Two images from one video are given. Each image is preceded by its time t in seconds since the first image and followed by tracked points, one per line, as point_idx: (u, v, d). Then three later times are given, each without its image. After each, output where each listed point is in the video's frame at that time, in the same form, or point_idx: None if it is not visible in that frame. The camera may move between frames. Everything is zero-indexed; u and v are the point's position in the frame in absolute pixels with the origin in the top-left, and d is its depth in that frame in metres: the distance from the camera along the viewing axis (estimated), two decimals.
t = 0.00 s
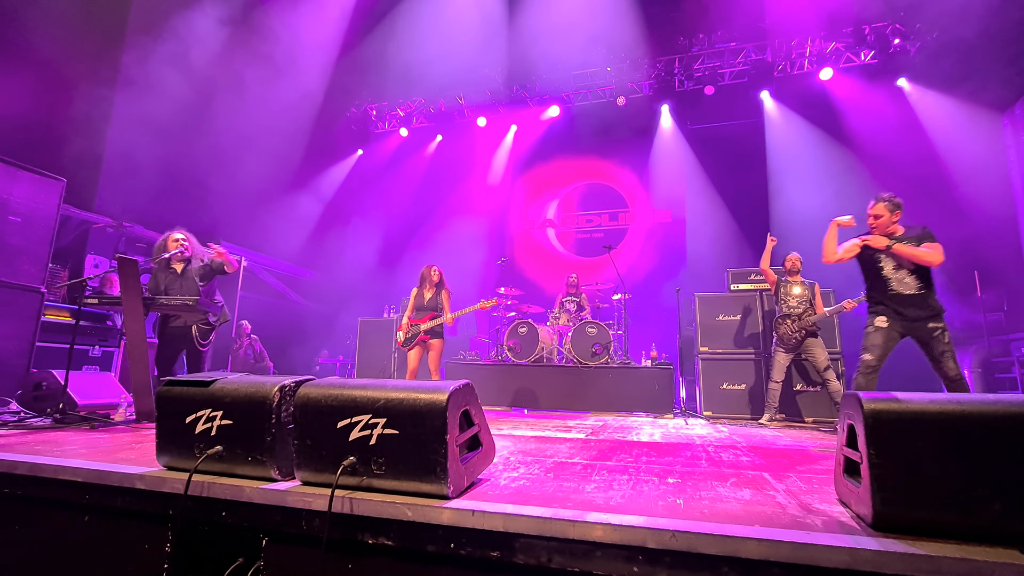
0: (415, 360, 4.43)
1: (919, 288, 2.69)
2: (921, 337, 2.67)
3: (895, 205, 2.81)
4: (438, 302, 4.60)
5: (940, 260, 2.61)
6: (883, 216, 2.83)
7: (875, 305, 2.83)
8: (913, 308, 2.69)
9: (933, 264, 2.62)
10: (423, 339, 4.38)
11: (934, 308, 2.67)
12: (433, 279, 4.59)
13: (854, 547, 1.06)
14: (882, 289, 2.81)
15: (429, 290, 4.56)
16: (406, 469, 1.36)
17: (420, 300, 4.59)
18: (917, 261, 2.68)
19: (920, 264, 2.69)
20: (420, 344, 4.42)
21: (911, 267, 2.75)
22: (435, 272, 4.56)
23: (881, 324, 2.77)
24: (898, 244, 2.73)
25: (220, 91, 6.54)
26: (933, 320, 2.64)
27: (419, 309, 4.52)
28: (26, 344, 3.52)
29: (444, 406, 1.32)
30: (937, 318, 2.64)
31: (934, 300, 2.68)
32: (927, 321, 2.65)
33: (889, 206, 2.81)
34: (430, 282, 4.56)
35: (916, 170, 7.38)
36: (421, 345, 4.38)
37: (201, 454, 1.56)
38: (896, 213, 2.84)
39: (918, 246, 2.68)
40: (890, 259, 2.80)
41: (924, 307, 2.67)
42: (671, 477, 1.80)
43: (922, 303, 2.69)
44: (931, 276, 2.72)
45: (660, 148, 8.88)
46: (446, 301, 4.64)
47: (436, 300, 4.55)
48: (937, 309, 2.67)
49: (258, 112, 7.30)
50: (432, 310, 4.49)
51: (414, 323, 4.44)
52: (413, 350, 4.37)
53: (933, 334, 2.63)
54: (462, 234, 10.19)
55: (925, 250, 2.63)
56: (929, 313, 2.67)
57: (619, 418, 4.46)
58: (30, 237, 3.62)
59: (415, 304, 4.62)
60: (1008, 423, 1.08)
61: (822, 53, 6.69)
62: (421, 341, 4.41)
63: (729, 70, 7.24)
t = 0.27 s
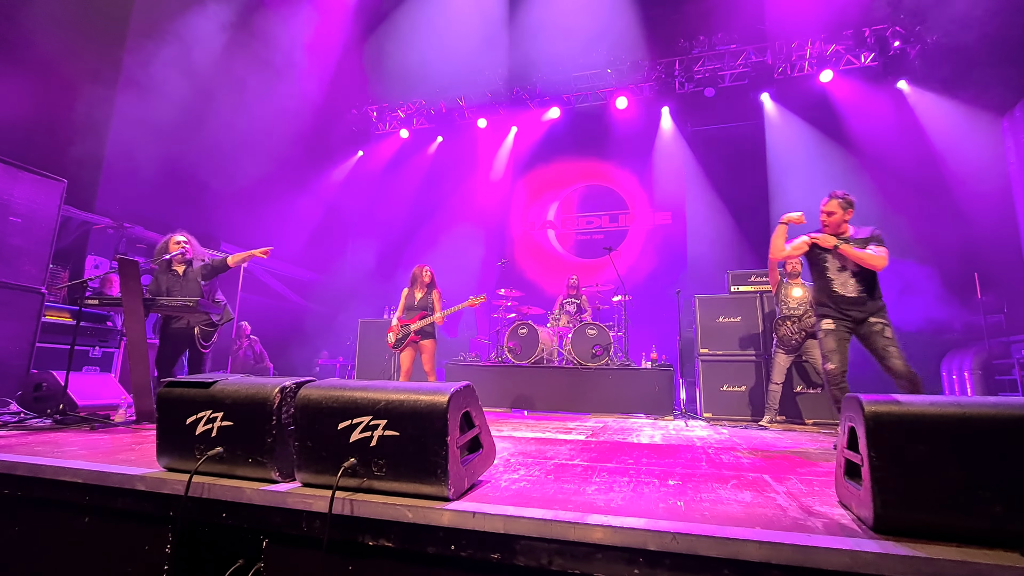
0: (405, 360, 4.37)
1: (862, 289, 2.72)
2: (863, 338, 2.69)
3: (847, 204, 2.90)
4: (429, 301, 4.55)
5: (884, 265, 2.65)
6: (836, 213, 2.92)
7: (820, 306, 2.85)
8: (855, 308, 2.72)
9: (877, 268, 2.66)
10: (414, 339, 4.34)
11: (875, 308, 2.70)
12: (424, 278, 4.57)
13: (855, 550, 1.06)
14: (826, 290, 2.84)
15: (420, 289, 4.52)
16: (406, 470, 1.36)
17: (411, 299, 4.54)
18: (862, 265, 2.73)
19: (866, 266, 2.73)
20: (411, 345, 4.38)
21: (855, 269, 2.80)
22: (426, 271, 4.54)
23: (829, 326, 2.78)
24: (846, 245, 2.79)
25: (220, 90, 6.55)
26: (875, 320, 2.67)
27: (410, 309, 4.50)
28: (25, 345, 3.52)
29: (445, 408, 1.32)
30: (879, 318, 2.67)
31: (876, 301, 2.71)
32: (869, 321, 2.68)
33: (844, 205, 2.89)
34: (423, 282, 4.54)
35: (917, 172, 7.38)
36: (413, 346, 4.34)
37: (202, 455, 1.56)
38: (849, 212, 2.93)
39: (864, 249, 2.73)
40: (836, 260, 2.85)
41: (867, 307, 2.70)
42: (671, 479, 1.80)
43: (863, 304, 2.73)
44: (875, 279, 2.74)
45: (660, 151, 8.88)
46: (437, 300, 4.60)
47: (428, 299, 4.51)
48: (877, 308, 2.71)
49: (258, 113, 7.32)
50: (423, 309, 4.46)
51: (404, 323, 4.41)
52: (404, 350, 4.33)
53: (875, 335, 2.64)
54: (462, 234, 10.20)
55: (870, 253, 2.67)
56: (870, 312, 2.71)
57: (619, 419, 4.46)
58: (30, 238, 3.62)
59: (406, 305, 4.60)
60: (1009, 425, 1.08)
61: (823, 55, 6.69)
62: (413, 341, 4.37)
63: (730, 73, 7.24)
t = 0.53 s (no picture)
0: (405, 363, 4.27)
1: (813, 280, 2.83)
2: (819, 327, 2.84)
3: (803, 195, 2.90)
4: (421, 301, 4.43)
5: (839, 252, 2.61)
6: (792, 204, 2.92)
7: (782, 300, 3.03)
8: (807, 299, 2.87)
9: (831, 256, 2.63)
10: (407, 340, 4.22)
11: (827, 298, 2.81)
12: (415, 278, 4.45)
13: (858, 552, 1.06)
14: (787, 283, 2.98)
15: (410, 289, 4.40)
16: (408, 472, 1.36)
17: (403, 300, 4.43)
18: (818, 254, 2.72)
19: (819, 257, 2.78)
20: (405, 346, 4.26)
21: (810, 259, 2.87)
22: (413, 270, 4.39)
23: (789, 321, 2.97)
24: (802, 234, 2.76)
25: (221, 90, 6.56)
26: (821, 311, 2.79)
27: (402, 310, 4.39)
28: (27, 346, 3.53)
29: (447, 409, 1.33)
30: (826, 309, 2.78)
31: (827, 291, 2.82)
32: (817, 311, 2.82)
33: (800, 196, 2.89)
34: (411, 282, 4.42)
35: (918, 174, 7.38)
36: (405, 347, 4.22)
37: (204, 455, 1.56)
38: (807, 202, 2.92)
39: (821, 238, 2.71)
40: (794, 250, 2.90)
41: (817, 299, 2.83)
42: (673, 481, 1.80)
43: (817, 294, 2.85)
44: (830, 270, 2.82)
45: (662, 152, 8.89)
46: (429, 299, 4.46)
47: (418, 299, 4.38)
48: (831, 298, 2.81)
49: (258, 113, 7.33)
50: (414, 310, 4.33)
51: (396, 324, 4.30)
52: (398, 352, 4.24)
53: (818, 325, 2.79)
54: (463, 235, 10.23)
55: (824, 242, 2.64)
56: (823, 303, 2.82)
57: (620, 421, 4.46)
58: (32, 238, 3.63)
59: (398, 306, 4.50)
60: (1012, 427, 1.07)
61: (824, 56, 6.69)
62: (406, 342, 4.25)
63: (731, 74, 7.25)
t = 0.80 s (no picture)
0: (405, 363, 4.22)
1: (761, 290, 2.70)
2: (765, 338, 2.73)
3: (758, 201, 2.76)
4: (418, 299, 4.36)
5: (788, 265, 2.53)
6: (746, 211, 2.79)
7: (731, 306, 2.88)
8: (756, 309, 2.73)
9: (779, 269, 2.55)
10: (406, 340, 4.13)
11: (774, 308, 2.68)
12: (409, 277, 4.35)
13: (860, 553, 1.06)
14: (736, 290, 2.83)
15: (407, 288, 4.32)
16: (410, 472, 1.36)
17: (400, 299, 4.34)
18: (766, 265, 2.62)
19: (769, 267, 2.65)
20: (404, 345, 4.19)
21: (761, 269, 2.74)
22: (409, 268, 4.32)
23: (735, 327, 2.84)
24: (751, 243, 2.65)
25: (222, 89, 6.57)
26: (766, 320, 2.66)
27: (399, 309, 4.29)
28: (29, 345, 3.53)
29: (448, 410, 1.32)
30: (772, 318, 2.66)
31: (775, 300, 2.69)
32: (763, 321, 2.69)
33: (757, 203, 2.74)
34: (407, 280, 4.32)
35: (919, 175, 7.38)
36: (405, 347, 4.15)
37: (205, 455, 1.56)
38: (762, 209, 2.78)
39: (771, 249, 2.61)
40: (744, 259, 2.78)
41: (764, 309, 2.69)
42: (675, 482, 1.79)
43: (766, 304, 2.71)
44: (780, 280, 2.69)
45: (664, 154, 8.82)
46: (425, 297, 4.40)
47: (416, 297, 4.30)
48: (778, 307, 2.67)
49: (260, 114, 7.36)
50: (412, 308, 4.26)
51: (394, 324, 4.20)
52: (398, 352, 4.17)
53: (763, 336, 2.66)
54: (465, 236, 10.28)
55: (773, 254, 2.54)
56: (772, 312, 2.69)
57: (621, 421, 4.45)
58: (34, 238, 3.63)
59: (395, 305, 4.39)
60: (1015, 427, 1.07)
61: (825, 57, 6.70)
62: (404, 342, 4.17)
63: (732, 75, 7.26)
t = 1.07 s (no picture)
0: (404, 364, 4.19)
1: (717, 277, 2.72)
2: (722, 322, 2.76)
3: (701, 185, 2.78)
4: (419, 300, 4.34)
5: (736, 245, 2.56)
6: (692, 197, 2.81)
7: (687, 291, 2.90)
8: (715, 296, 2.75)
9: (728, 251, 2.57)
10: (405, 341, 4.11)
11: (735, 294, 2.72)
12: (410, 277, 4.34)
13: (863, 555, 1.06)
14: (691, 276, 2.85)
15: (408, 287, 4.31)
16: (412, 473, 1.36)
17: (401, 299, 4.33)
18: (715, 249, 2.65)
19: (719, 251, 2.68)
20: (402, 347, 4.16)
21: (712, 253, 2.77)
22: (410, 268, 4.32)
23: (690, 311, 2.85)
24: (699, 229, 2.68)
25: (226, 89, 6.58)
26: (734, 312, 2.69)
27: (399, 310, 4.27)
28: (31, 346, 3.54)
29: (451, 411, 1.32)
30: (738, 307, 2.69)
31: (733, 287, 2.73)
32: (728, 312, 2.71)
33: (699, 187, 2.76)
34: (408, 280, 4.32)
35: (921, 176, 7.37)
36: (403, 348, 4.12)
37: (208, 456, 1.57)
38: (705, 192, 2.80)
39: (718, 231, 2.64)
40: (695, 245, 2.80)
41: (724, 294, 2.72)
42: (677, 483, 1.79)
43: (721, 288, 2.74)
44: (734, 263, 2.73)
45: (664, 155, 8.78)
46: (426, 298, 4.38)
47: (416, 298, 4.29)
48: (739, 294, 2.72)
49: (263, 116, 7.39)
50: (412, 309, 4.24)
51: (393, 325, 4.17)
52: (397, 353, 4.14)
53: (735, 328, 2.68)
54: (467, 237, 10.29)
55: (719, 237, 2.57)
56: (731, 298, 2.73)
57: (623, 423, 4.45)
58: (37, 240, 3.65)
59: (395, 305, 4.37)
60: (1017, 429, 1.07)
61: (826, 58, 6.71)
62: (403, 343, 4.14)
63: (733, 77, 7.28)
